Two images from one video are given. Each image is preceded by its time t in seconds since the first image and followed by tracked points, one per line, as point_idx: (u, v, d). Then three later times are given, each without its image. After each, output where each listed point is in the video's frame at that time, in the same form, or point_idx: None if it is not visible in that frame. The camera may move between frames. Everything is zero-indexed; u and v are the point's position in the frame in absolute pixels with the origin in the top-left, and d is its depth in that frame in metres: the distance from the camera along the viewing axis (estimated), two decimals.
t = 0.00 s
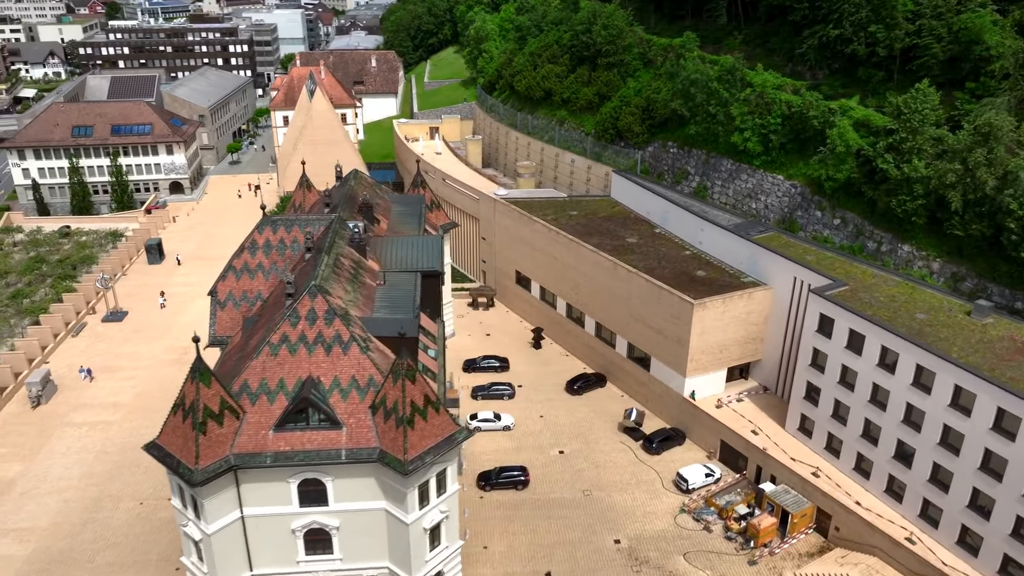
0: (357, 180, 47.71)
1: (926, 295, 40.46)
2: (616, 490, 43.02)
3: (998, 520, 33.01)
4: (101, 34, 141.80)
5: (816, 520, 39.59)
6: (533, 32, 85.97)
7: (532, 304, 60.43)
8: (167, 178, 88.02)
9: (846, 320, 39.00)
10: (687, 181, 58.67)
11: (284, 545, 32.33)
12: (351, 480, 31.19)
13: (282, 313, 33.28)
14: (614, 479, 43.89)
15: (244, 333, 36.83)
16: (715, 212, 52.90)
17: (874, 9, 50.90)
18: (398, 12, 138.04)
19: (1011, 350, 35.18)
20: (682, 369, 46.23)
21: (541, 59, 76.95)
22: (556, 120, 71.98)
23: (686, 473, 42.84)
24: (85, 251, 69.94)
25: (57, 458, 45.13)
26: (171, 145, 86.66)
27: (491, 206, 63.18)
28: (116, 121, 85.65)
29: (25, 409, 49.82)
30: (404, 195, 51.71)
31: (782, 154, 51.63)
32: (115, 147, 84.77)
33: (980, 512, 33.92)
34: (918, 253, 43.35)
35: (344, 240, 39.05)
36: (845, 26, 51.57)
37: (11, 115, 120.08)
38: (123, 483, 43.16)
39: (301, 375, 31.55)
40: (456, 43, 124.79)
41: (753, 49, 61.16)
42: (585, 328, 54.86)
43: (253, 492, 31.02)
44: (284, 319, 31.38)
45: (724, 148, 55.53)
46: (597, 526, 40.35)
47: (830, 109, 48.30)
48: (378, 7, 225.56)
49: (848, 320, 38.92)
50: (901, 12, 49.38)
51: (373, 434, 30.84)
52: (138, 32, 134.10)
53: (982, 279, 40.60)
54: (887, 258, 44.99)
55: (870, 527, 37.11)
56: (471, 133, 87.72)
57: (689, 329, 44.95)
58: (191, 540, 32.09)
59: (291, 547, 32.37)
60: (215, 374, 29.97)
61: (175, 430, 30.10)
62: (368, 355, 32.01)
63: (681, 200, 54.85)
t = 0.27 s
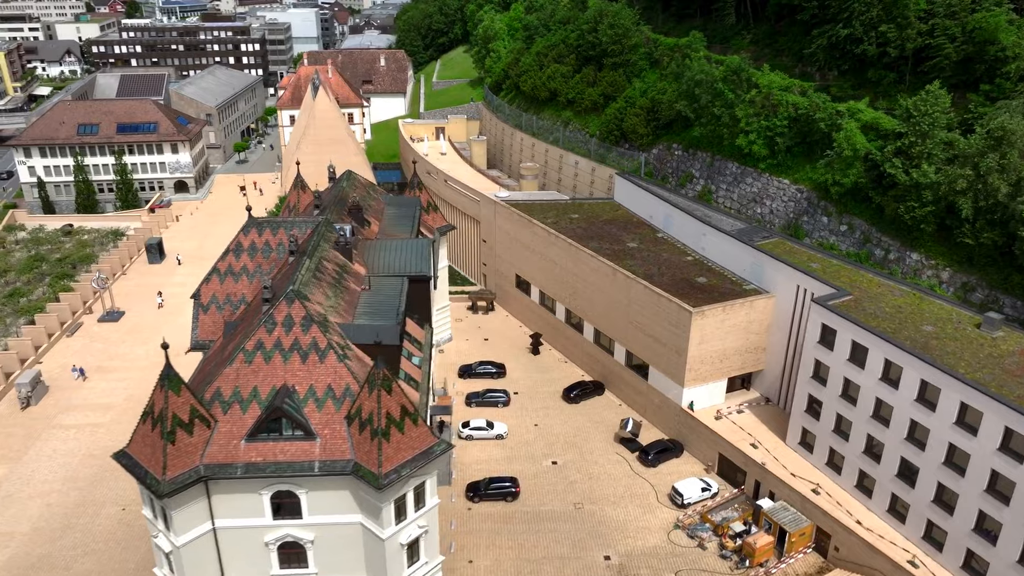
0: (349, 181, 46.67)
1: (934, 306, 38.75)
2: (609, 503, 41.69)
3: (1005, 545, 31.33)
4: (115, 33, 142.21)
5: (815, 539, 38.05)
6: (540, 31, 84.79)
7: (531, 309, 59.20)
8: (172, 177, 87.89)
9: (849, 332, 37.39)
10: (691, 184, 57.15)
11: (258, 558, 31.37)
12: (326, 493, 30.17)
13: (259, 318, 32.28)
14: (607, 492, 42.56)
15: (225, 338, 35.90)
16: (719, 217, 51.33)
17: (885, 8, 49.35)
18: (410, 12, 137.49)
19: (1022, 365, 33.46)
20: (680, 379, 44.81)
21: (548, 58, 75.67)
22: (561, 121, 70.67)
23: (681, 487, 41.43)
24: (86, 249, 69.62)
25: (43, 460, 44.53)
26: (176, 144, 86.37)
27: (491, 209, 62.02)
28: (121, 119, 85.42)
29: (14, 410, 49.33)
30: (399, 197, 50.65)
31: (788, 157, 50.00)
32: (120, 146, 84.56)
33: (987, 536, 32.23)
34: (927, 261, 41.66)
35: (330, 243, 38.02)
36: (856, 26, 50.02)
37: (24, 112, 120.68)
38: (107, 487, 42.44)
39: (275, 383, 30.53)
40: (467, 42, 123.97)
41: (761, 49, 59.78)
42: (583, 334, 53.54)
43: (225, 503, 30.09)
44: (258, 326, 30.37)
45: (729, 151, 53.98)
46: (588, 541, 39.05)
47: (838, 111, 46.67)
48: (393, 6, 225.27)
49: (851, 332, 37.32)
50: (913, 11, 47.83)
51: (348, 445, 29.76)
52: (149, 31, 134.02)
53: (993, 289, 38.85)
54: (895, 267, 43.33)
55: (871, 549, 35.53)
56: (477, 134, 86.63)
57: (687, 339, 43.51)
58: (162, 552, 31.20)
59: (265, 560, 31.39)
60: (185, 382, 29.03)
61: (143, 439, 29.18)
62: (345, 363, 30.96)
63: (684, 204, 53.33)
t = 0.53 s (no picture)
0: (342, 182, 45.67)
1: (943, 318, 37.03)
2: (602, 517, 40.34)
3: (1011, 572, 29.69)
4: (129, 30, 142.52)
5: (813, 559, 36.53)
6: (548, 29, 83.48)
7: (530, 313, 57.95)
8: (177, 175, 87.59)
9: (851, 344, 35.80)
10: (696, 187, 55.60)
11: (229, 572, 30.40)
12: (298, 506, 29.11)
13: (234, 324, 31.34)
14: (600, 504, 41.22)
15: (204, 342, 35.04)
16: (722, 221, 49.79)
17: (897, 6, 48.04)
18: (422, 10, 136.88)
19: None
20: (678, 389, 43.36)
21: (554, 57, 74.36)
22: (567, 121, 69.35)
23: (676, 501, 40.01)
24: (86, 248, 69.31)
25: (28, 462, 43.90)
26: (181, 142, 86.03)
27: (492, 211, 60.85)
28: (127, 117, 85.21)
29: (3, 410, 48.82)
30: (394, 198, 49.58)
31: (795, 161, 48.39)
32: (126, 143, 84.35)
33: (992, 562, 30.59)
34: (936, 270, 39.97)
35: (314, 246, 37.03)
36: (867, 25, 48.83)
37: (36, 109, 121.10)
38: (90, 491, 41.71)
39: (247, 391, 29.55)
40: (478, 41, 123.15)
41: (770, 49, 58.44)
42: (582, 340, 52.21)
43: (194, 515, 29.14)
44: (231, 332, 29.43)
45: (735, 153, 52.43)
46: (577, 556, 37.75)
47: (845, 113, 45.06)
48: (409, 5, 224.69)
49: (853, 344, 35.72)
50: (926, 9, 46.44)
51: (320, 457, 28.69)
52: (161, 28, 134.13)
53: (1005, 300, 37.10)
54: (903, 276, 41.67)
55: (870, 571, 33.97)
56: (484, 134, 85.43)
57: (685, 348, 42.10)
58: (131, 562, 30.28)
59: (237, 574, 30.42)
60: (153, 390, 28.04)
61: (110, 447, 28.28)
62: (320, 371, 29.92)
63: (687, 208, 51.84)
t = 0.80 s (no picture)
0: (335, 182, 44.76)
1: (951, 329, 35.53)
2: (594, 530, 39.17)
3: None
4: (142, 29, 142.85)
5: None
6: (556, 28, 82.36)
7: (531, 318, 56.84)
8: (183, 174, 87.33)
9: (853, 356, 34.37)
10: (700, 190, 54.24)
11: None
12: (272, 518, 28.20)
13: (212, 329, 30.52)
14: (593, 517, 40.07)
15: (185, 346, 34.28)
16: (726, 226, 48.41)
17: (910, 5, 46.85)
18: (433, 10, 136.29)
19: None
20: (676, 399, 42.08)
21: (561, 57, 73.17)
22: (572, 122, 68.15)
23: (671, 515, 38.74)
24: (87, 247, 69.06)
25: (15, 464, 43.40)
26: (186, 141, 85.74)
27: (493, 212, 59.79)
28: (133, 115, 85.04)
29: None
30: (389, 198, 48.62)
31: (801, 164, 46.92)
32: (131, 142, 84.18)
33: None
34: (945, 279, 38.47)
35: (300, 249, 36.16)
36: (879, 25, 47.53)
37: (48, 106, 121.49)
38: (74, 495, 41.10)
39: (222, 399, 28.71)
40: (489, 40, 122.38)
41: (780, 48, 57.19)
42: (581, 346, 50.99)
43: (166, 525, 28.32)
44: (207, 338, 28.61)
45: (740, 156, 51.01)
46: (567, 571, 36.61)
47: (854, 115, 43.59)
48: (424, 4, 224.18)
49: (855, 356, 34.29)
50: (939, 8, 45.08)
51: (295, 468, 27.75)
52: (174, 27, 134.34)
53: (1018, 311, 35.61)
54: (911, 284, 40.17)
55: None
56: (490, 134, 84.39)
57: (684, 357, 40.83)
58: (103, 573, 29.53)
59: None
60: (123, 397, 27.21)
61: (80, 455, 27.47)
62: (297, 379, 29.00)
63: (691, 212, 50.49)
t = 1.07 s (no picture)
0: (327, 183, 43.69)
1: (962, 344, 33.78)
2: (586, 547, 37.76)
3: None
4: (158, 27, 143.24)
5: None
6: (566, 26, 81.14)
7: (531, 323, 55.54)
8: (189, 172, 86.95)
9: (857, 372, 32.69)
10: (706, 195, 52.63)
11: None
12: (240, 534, 27.11)
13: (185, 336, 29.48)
14: (585, 533, 38.65)
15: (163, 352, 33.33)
16: (730, 232, 46.77)
17: (926, 4, 45.56)
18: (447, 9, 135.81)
19: None
20: (674, 412, 40.54)
21: (568, 56, 71.79)
22: (579, 123, 66.80)
23: (666, 533, 37.22)
24: (89, 246, 68.61)
25: None
26: (193, 139, 85.34)
27: (494, 215, 58.54)
28: (141, 113, 84.74)
29: None
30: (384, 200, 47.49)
31: (810, 169, 45.22)
32: (138, 140, 83.91)
33: None
34: (957, 291, 36.81)
35: (283, 253, 35.10)
36: (893, 24, 46.34)
37: (62, 103, 121.86)
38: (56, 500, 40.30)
39: (191, 409, 27.66)
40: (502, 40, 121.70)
41: (792, 48, 56.11)
42: (580, 354, 49.62)
43: (131, 539, 27.32)
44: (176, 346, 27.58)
45: (747, 159, 49.36)
46: None
47: (864, 118, 41.93)
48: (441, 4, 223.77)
49: (859, 372, 32.62)
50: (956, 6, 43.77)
51: (263, 483, 26.66)
52: (188, 25, 134.59)
53: None
54: (922, 296, 38.49)
55: None
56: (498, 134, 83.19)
57: (682, 368, 39.27)
58: None
59: None
60: (87, 406, 26.23)
61: (43, 465, 26.53)
62: (269, 389, 27.95)
63: (695, 217, 48.90)
